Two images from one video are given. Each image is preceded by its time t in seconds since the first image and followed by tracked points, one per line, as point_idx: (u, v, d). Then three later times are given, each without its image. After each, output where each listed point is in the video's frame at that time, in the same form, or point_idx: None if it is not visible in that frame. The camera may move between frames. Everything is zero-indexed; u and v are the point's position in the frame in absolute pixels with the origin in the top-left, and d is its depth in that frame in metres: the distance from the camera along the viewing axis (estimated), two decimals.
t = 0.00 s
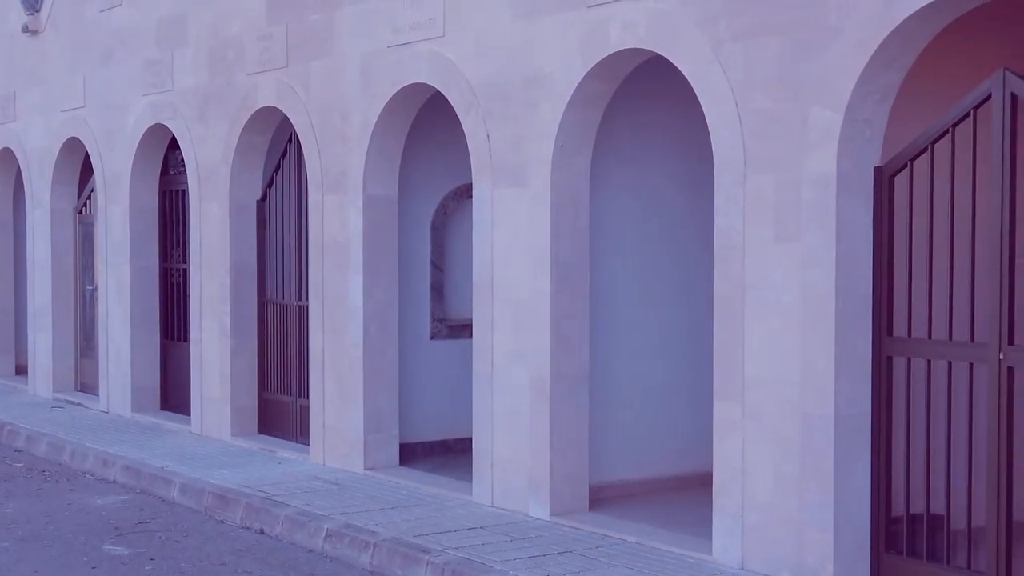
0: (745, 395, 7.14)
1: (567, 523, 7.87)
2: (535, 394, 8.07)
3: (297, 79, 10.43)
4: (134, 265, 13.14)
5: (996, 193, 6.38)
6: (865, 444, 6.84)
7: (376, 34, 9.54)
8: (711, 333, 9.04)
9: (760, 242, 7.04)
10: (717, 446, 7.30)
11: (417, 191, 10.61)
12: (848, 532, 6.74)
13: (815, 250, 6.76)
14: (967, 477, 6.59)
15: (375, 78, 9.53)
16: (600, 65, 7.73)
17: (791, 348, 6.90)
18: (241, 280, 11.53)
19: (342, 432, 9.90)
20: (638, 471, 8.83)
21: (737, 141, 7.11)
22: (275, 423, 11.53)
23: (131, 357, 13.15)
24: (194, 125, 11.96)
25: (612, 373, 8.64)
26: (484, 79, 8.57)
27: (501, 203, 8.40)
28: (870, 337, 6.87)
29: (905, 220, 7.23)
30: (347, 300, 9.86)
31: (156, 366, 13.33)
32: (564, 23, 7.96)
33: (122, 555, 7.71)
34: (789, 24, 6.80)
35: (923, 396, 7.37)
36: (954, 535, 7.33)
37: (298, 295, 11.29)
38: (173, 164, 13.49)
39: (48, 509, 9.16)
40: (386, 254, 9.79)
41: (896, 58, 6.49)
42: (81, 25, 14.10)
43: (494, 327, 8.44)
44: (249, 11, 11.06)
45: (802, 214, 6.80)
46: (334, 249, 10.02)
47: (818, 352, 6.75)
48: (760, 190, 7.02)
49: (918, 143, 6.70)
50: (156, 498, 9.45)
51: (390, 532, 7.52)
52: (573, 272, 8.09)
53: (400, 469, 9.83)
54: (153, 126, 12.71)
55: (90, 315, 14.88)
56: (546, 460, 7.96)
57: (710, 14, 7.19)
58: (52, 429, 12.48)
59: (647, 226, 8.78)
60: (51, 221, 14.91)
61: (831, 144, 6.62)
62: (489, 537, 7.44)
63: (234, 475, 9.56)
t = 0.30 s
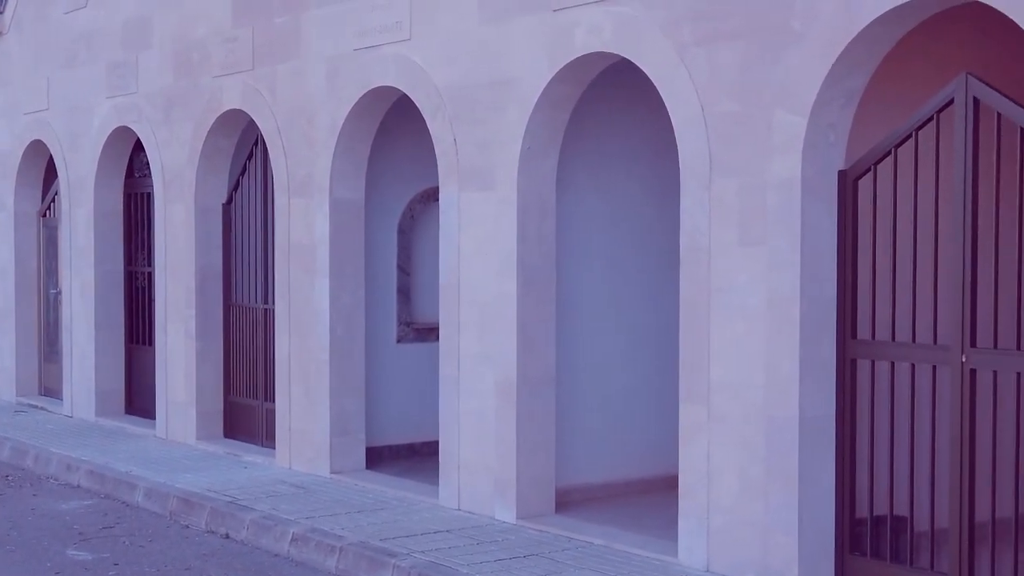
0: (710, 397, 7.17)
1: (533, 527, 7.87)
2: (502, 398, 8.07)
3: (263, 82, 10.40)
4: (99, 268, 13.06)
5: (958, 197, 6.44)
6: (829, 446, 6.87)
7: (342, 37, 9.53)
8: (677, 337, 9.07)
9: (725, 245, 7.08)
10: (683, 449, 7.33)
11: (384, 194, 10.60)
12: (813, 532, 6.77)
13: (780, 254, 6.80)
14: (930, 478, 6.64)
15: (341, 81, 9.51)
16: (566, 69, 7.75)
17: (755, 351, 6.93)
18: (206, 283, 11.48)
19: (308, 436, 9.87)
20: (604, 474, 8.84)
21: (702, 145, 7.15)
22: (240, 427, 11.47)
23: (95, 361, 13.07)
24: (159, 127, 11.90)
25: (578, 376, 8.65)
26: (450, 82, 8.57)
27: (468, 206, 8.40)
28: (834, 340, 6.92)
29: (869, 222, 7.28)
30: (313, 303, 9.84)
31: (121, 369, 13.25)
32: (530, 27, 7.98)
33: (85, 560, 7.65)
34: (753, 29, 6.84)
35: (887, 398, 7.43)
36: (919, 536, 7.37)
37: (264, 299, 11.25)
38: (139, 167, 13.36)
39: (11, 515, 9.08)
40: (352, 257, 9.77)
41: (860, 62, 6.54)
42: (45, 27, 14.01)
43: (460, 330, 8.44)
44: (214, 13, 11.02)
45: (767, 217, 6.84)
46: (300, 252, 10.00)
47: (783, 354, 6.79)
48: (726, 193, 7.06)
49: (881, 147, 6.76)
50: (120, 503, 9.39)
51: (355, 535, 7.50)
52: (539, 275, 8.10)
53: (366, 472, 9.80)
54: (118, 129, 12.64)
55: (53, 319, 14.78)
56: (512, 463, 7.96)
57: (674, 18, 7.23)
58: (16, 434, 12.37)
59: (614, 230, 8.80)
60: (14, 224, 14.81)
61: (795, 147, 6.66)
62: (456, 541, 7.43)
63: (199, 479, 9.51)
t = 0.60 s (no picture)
0: (669, 400, 7.20)
1: (492, 530, 7.87)
2: (461, 402, 8.06)
3: (221, 85, 10.35)
4: (55, 271, 12.96)
5: (914, 201, 6.49)
6: (787, 449, 6.91)
7: (301, 40, 9.50)
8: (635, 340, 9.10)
9: (684, 249, 7.11)
10: (642, 452, 7.35)
11: (343, 198, 10.57)
12: (771, 534, 6.81)
13: (738, 258, 6.84)
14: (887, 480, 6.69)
15: (300, 84, 9.49)
16: (526, 72, 7.76)
17: (714, 354, 6.97)
18: (164, 287, 11.41)
19: (267, 440, 9.83)
20: (564, 477, 8.85)
21: (661, 149, 7.18)
22: (199, 431, 11.42)
23: (52, 365, 12.96)
24: (116, 130, 11.82)
25: (537, 379, 8.66)
26: (410, 86, 8.56)
27: (428, 210, 8.39)
28: (792, 343, 6.95)
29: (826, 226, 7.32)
30: (273, 307, 9.80)
31: (78, 374, 13.14)
32: (490, 31, 7.98)
33: (41, 566, 7.58)
34: (711, 34, 6.89)
35: (844, 401, 7.47)
36: (876, 538, 7.42)
37: (223, 302, 11.20)
38: (95, 170, 13.19)
39: None
40: (312, 261, 9.74)
41: (817, 67, 6.58)
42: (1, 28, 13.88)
43: (420, 334, 8.43)
44: (172, 15, 10.96)
45: (726, 221, 6.88)
46: (259, 256, 9.95)
47: (741, 357, 6.83)
48: (684, 197, 7.09)
49: (838, 152, 6.81)
50: (76, 508, 9.31)
51: (315, 540, 7.47)
52: (499, 279, 8.10)
53: (326, 477, 9.77)
54: (74, 131, 12.55)
55: (9, 322, 14.65)
56: (472, 467, 7.96)
57: (632, 22, 7.26)
58: None
59: (574, 234, 8.82)
60: None
61: (753, 152, 6.70)
62: (415, 544, 7.42)
63: (157, 484, 9.45)
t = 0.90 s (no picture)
0: (628, 403, 7.23)
1: (451, 534, 7.86)
2: (420, 405, 8.05)
3: (179, 87, 10.30)
4: (10, 274, 12.84)
5: (869, 205, 6.55)
6: (744, 451, 6.95)
7: (259, 43, 9.47)
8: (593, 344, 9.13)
9: (642, 253, 7.14)
10: (600, 455, 7.38)
11: (301, 201, 10.54)
12: (728, 537, 6.84)
13: (695, 261, 6.87)
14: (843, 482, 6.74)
15: (258, 86, 9.45)
16: (484, 76, 7.77)
17: (672, 358, 7.00)
18: (121, 290, 11.34)
19: (224, 444, 9.78)
20: (523, 481, 8.86)
21: (619, 153, 7.21)
22: (155, 435, 11.33)
23: (6, 369, 12.84)
24: (73, 132, 11.73)
25: (496, 383, 8.66)
26: (369, 88, 8.55)
27: (386, 213, 8.38)
28: (749, 346, 6.99)
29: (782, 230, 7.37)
30: (230, 310, 9.75)
31: (32, 378, 13.02)
32: (449, 34, 7.99)
33: None
34: (668, 38, 6.93)
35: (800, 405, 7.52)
36: (831, 540, 7.46)
37: (180, 305, 11.12)
38: (51, 171, 13.12)
39: None
40: (269, 265, 9.71)
41: (774, 72, 6.63)
42: None
43: (379, 337, 8.41)
44: (129, 17, 10.90)
45: (683, 224, 6.91)
46: (216, 259, 9.90)
47: (698, 361, 6.86)
48: (642, 201, 7.12)
49: (795, 156, 6.86)
50: (30, 513, 9.22)
51: (272, 544, 7.44)
52: (458, 283, 8.10)
53: (283, 481, 9.73)
54: (29, 133, 12.45)
55: None
56: (430, 470, 7.95)
57: (589, 27, 7.29)
58: None
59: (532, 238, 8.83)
60: None
61: (710, 156, 6.74)
62: (373, 548, 7.40)
63: (113, 489, 9.37)
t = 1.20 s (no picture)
0: (586, 407, 7.25)
1: (409, 538, 7.85)
2: (378, 409, 8.04)
3: (135, 89, 10.23)
4: None
5: (826, 210, 6.59)
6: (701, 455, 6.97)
7: (217, 45, 9.43)
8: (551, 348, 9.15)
9: (600, 258, 7.17)
10: (558, 459, 7.40)
11: (259, 205, 10.50)
12: (685, 540, 6.86)
13: (653, 266, 6.90)
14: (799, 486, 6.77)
15: (216, 89, 9.41)
16: (444, 80, 7.77)
17: (629, 362, 7.03)
18: (76, 293, 11.26)
19: (181, 448, 9.72)
20: (482, 484, 8.87)
21: (578, 158, 7.23)
22: (111, 439, 11.25)
23: None
24: (28, 134, 11.64)
25: (454, 387, 8.66)
26: (328, 92, 8.53)
27: (345, 217, 8.37)
28: (707, 350, 7.01)
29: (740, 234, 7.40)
30: (187, 314, 9.69)
31: None
32: (408, 38, 7.98)
33: None
34: (626, 44, 6.95)
35: (757, 409, 7.56)
36: (788, 543, 7.50)
37: (136, 308, 11.02)
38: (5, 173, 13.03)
39: None
40: (227, 268, 9.67)
41: (732, 78, 6.66)
42: None
43: (337, 341, 8.40)
44: (85, 19, 10.82)
45: (641, 229, 6.94)
46: (173, 263, 9.85)
47: (656, 365, 6.89)
48: (601, 205, 7.15)
49: (752, 161, 6.90)
50: None
51: (228, 549, 7.40)
52: (417, 286, 8.09)
53: (241, 485, 9.70)
54: None
55: None
56: (389, 474, 7.93)
57: (547, 32, 7.30)
58: None
59: (491, 242, 8.84)
60: None
61: (668, 161, 6.77)
62: (331, 553, 7.37)
63: (68, 494, 9.30)
